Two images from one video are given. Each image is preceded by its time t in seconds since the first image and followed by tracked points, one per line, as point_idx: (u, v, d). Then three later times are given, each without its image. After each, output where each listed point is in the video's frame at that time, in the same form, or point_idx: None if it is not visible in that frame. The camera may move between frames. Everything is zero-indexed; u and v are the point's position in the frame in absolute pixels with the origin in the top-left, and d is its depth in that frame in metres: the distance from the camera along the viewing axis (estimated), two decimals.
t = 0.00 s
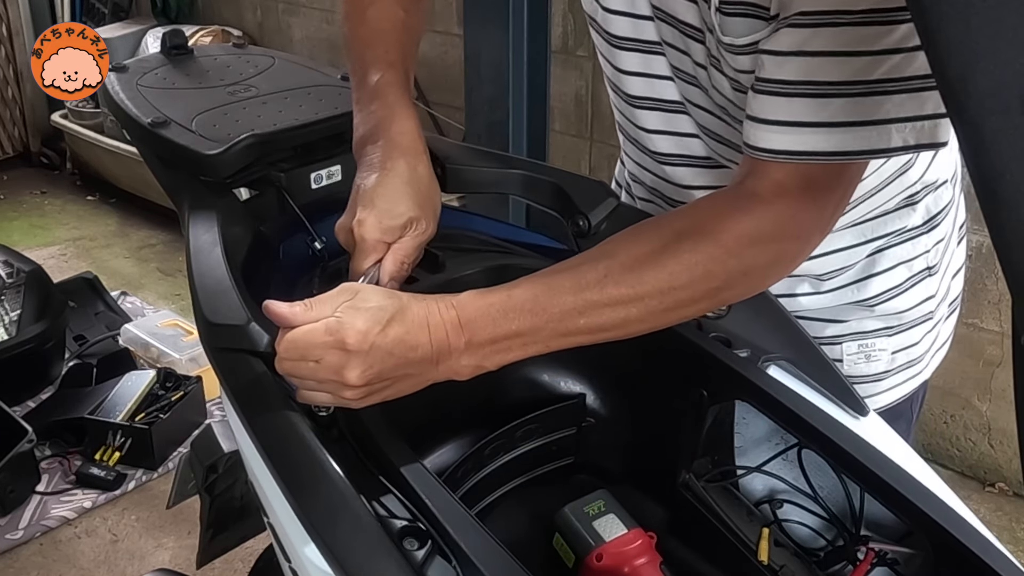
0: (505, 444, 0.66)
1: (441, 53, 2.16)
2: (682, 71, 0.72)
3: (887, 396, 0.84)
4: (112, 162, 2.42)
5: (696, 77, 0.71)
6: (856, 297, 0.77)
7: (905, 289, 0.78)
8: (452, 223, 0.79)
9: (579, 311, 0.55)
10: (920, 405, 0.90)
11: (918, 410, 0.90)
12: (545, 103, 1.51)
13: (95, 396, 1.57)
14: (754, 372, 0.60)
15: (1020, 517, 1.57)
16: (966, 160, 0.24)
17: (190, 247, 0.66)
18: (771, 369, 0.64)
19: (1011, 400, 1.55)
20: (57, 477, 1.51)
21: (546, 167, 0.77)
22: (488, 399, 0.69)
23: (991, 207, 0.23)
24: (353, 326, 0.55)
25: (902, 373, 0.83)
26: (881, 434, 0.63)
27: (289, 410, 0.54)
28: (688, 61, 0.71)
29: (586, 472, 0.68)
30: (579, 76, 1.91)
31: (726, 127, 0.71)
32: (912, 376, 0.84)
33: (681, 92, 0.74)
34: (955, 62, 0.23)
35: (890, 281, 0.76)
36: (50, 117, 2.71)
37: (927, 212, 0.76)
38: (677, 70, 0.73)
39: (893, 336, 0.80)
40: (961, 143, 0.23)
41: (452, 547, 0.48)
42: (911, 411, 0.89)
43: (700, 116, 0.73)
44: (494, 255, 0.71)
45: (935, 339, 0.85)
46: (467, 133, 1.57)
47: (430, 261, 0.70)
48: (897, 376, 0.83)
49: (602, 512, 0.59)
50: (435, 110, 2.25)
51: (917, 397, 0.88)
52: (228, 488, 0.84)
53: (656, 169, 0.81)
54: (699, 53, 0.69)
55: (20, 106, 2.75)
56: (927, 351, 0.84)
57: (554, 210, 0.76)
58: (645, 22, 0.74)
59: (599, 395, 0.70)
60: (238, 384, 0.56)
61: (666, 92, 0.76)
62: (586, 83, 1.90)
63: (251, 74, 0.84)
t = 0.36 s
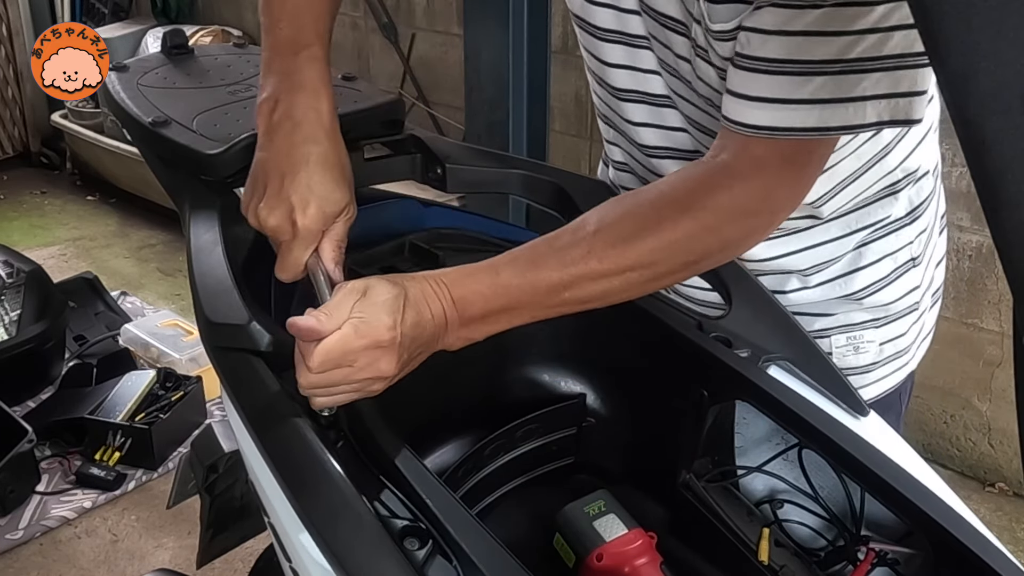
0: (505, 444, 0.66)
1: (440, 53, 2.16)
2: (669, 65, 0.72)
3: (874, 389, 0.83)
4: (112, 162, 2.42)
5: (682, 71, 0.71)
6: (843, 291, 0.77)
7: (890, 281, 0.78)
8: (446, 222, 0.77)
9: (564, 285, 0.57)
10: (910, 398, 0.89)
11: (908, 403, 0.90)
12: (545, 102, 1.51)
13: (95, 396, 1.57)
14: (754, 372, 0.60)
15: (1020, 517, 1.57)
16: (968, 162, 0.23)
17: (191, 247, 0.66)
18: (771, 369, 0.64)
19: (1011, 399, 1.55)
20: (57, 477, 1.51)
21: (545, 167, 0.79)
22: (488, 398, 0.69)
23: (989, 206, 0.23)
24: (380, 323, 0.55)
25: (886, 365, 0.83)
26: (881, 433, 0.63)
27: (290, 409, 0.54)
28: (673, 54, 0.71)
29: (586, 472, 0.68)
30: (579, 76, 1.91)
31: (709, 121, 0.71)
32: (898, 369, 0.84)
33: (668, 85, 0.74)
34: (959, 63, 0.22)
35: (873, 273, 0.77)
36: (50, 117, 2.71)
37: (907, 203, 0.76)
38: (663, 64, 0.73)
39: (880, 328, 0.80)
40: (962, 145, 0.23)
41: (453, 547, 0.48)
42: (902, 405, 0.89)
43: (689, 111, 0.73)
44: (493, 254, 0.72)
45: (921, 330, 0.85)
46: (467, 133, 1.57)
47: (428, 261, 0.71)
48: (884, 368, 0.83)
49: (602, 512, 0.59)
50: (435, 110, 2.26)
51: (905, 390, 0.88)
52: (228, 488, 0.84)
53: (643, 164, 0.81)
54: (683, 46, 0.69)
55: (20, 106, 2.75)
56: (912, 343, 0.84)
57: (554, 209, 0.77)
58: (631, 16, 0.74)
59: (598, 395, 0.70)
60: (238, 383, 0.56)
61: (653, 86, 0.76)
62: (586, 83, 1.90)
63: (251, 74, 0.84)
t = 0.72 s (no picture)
0: (505, 444, 0.65)
1: (440, 53, 2.17)
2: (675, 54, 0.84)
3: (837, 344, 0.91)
4: (112, 162, 2.42)
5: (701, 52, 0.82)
6: (810, 245, 0.86)
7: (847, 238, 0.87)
8: (446, 222, 0.78)
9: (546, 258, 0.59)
10: (874, 363, 0.96)
11: (873, 369, 0.96)
12: (545, 103, 1.51)
13: (95, 396, 1.57)
14: (754, 372, 0.60)
15: (1019, 517, 1.57)
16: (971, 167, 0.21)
17: (191, 247, 0.66)
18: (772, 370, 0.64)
19: (1011, 400, 1.55)
20: (57, 477, 1.51)
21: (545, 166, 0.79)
22: (490, 398, 0.69)
23: (995, 214, 0.21)
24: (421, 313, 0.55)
25: (848, 319, 0.91)
26: (881, 434, 0.63)
27: (291, 407, 0.54)
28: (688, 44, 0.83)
29: (586, 472, 0.69)
30: (579, 76, 1.91)
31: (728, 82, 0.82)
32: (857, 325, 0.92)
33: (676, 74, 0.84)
34: (958, 62, 0.20)
35: (833, 228, 0.86)
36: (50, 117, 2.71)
37: (850, 171, 0.86)
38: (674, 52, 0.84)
39: (840, 283, 0.89)
40: (964, 148, 0.21)
41: (453, 548, 0.48)
42: (866, 367, 0.95)
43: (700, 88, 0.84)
44: (494, 254, 0.72)
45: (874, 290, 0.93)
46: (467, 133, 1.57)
47: (430, 260, 0.70)
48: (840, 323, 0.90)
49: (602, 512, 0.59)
50: (435, 110, 2.26)
51: (868, 351, 0.95)
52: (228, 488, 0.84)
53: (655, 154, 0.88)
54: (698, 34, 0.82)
55: (20, 105, 2.75)
56: (868, 301, 0.93)
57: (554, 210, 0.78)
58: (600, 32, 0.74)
59: (599, 395, 0.70)
60: (238, 382, 0.56)
61: (665, 84, 0.85)
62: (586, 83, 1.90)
63: (251, 73, 0.83)
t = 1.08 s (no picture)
0: (505, 444, 0.65)
1: (440, 53, 2.17)
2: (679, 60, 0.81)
3: (844, 339, 0.90)
4: (112, 162, 2.42)
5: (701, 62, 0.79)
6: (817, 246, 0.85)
7: (854, 236, 0.86)
8: (445, 222, 0.78)
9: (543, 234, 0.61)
10: (880, 362, 0.94)
11: (878, 369, 0.95)
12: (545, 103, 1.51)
13: (95, 396, 1.57)
14: (754, 372, 0.60)
15: (1019, 517, 1.57)
16: (970, 166, 0.21)
17: (191, 247, 0.66)
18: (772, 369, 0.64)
19: (1011, 400, 1.55)
20: (57, 477, 1.51)
21: (545, 166, 0.79)
22: (490, 398, 0.69)
23: (995, 214, 0.20)
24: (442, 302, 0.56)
25: (855, 315, 0.89)
26: (881, 433, 0.63)
27: (291, 407, 0.54)
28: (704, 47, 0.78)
29: (586, 472, 0.69)
30: (579, 76, 1.91)
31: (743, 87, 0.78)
32: (864, 322, 0.90)
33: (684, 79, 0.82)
34: (960, 61, 0.20)
35: (842, 227, 0.85)
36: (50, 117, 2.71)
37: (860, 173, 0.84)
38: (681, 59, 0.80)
39: (848, 280, 0.87)
40: (964, 146, 0.20)
41: (453, 548, 0.48)
42: (873, 366, 0.94)
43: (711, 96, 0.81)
44: (494, 254, 0.72)
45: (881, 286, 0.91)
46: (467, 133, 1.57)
47: (431, 260, 0.70)
48: (847, 319, 0.88)
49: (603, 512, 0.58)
50: (435, 110, 2.26)
51: (875, 350, 0.92)
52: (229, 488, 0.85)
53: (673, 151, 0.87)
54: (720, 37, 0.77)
55: (20, 105, 2.75)
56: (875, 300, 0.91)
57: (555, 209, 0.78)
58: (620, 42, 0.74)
59: (598, 395, 0.70)
60: (237, 381, 0.56)
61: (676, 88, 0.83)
62: (586, 83, 1.90)
63: (251, 73, 0.83)
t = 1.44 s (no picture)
0: (505, 444, 0.65)
1: (440, 53, 2.17)
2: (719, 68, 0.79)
3: (875, 337, 0.88)
4: (112, 162, 2.42)
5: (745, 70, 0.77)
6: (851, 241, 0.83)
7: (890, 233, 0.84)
8: (445, 221, 0.78)
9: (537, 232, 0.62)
10: (903, 359, 0.93)
11: (902, 364, 0.93)
12: (545, 104, 1.51)
13: (94, 396, 1.57)
14: (754, 372, 0.60)
15: (1019, 517, 1.57)
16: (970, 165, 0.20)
17: (191, 247, 0.67)
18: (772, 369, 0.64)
19: (1011, 400, 1.55)
20: (57, 477, 1.51)
21: (546, 167, 0.80)
22: (490, 398, 0.69)
23: (995, 214, 0.20)
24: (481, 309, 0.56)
25: (886, 312, 0.87)
26: (881, 434, 0.63)
27: (291, 407, 0.54)
28: (754, 57, 0.76)
29: (585, 471, 0.69)
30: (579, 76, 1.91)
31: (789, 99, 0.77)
32: (894, 318, 0.88)
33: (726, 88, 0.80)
34: (959, 60, 0.20)
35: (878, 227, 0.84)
36: (50, 117, 2.71)
37: (894, 172, 0.82)
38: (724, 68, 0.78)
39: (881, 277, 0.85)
40: (964, 145, 0.20)
41: (453, 548, 0.48)
42: (897, 361, 0.92)
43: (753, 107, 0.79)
44: (494, 254, 0.72)
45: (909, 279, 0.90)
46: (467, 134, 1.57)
47: (431, 260, 0.70)
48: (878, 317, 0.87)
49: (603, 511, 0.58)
50: (435, 110, 2.26)
51: (901, 344, 0.91)
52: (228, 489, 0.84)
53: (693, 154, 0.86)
54: (769, 50, 0.76)
55: (20, 106, 2.75)
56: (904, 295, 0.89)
57: (555, 209, 0.78)
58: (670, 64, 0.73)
59: (599, 395, 0.70)
60: (238, 381, 0.56)
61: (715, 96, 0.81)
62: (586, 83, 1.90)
63: (251, 73, 0.83)
